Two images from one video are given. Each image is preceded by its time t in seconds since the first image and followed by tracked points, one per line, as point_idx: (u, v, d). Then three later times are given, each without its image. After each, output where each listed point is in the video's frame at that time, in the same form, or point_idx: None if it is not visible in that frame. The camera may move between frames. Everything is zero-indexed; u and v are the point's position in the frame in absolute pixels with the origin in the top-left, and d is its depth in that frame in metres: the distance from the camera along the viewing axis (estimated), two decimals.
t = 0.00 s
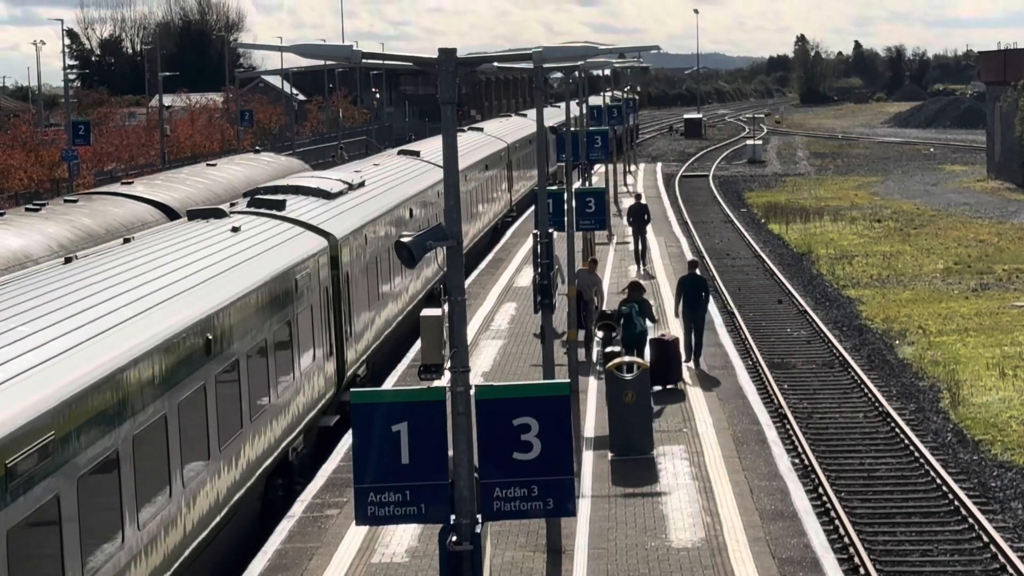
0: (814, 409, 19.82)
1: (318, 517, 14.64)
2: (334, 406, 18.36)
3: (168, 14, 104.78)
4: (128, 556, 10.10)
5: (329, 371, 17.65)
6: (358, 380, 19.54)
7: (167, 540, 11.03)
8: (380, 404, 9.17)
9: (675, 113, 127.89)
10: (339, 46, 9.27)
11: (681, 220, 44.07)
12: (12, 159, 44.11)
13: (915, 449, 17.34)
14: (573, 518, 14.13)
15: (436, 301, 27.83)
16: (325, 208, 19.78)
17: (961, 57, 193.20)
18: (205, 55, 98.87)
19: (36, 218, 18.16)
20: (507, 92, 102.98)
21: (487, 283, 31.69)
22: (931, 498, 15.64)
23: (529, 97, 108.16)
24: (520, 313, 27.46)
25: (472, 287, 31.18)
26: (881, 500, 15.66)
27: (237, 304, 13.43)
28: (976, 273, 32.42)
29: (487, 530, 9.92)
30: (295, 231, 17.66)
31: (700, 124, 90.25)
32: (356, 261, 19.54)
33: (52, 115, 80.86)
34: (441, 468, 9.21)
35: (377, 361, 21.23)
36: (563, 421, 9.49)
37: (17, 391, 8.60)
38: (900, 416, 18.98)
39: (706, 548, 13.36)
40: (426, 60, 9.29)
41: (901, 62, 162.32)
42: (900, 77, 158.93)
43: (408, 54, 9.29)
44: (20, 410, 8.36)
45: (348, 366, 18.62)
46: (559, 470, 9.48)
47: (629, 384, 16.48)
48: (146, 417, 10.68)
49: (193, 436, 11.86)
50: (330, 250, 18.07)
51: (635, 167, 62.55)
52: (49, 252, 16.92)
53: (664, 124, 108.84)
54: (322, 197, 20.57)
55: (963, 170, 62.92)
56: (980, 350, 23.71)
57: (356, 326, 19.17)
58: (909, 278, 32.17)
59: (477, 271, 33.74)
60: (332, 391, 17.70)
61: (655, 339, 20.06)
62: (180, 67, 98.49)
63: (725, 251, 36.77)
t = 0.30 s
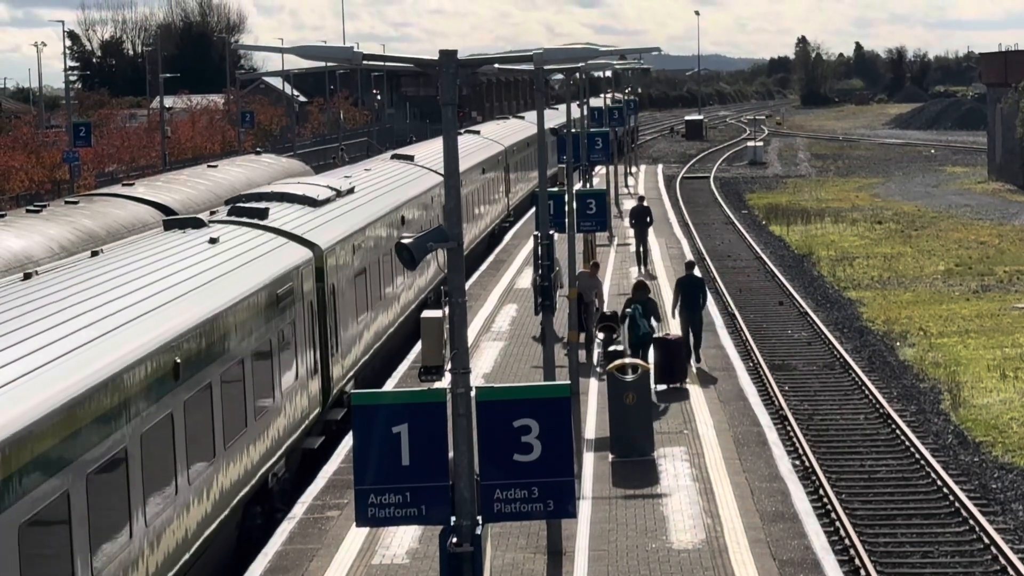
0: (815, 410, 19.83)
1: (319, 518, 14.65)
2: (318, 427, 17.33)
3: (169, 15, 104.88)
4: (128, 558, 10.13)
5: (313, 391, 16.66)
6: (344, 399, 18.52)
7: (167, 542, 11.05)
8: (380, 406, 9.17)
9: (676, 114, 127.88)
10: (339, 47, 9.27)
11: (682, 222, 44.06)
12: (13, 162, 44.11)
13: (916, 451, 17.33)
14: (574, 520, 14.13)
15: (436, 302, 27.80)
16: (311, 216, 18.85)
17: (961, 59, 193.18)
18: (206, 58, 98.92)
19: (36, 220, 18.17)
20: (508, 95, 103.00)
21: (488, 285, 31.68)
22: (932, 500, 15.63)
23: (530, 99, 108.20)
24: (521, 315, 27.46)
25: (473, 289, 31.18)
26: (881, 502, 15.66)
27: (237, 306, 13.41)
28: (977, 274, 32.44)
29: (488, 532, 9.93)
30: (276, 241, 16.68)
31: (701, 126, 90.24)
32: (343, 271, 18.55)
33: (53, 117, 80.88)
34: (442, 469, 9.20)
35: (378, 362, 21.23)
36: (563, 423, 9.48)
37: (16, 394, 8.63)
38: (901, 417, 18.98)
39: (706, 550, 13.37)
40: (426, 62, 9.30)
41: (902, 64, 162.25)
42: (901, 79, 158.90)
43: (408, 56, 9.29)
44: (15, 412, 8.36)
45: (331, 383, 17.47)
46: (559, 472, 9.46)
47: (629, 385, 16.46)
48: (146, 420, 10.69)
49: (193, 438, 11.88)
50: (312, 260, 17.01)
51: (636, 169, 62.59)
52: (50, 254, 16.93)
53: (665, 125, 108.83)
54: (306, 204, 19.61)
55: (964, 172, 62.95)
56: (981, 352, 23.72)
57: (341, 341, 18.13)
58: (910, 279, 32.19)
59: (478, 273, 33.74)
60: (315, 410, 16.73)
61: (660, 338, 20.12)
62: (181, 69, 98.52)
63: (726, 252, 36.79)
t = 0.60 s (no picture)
0: (815, 410, 19.83)
1: (319, 519, 14.64)
2: (300, 448, 16.43)
3: (169, 16, 104.93)
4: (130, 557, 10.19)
5: (295, 409, 15.70)
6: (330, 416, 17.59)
7: (166, 542, 11.07)
8: (380, 406, 9.16)
9: (676, 114, 127.93)
10: (339, 48, 9.27)
11: (682, 222, 44.05)
12: (13, 162, 44.10)
13: (916, 451, 17.33)
14: (574, 521, 14.13)
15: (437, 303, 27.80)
16: (298, 224, 17.93)
17: (961, 60, 193.25)
18: (206, 58, 98.95)
19: (36, 220, 18.16)
20: (508, 95, 103.02)
21: (488, 286, 31.67)
22: (932, 501, 15.62)
23: (530, 100, 108.23)
24: (521, 316, 27.44)
25: (473, 290, 31.18)
26: (882, 502, 15.66)
27: (237, 307, 13.41)
28: (977, 274, 32.45)
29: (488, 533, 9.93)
30: (257, 252, 15.72)
31: (701, 126, 90.27)
32: (330, 283, 17.58)
33: (53, 118, 80.89)
34: (443, 470, 9.20)
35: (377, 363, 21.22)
36: (562, 423, 9.48)
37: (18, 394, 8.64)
38: (901, 418, 18.98)
39: (706, 550, 13.38)
40: (427, 62, 9.29)
41: (903, 64, 162.26)
42: (902, 79, 158.90)
43: (408, 56, 9.28)
44: (14, 414, 8.33)
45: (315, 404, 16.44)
46: (559, 473, 9.46)
47: (629, 386, 16.48)
48: (147, 419, 10.72)
49: (193, 439, 11.89)
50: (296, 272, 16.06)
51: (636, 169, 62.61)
52: (51, 254, 16.92)
53: (665, 126, 108.89)
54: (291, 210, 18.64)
55: (964, 172, 62.96)
56: (981, 352, 23.73)
57: (332, 351, 17.38)
58: (910, 279, 32.21)
59: (478, 273, 33.73)
60: (304, 425, 15.98)
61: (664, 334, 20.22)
62: (182, 70, 98.53)
63: (726, 253, 36.79)
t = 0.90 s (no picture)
0: (815, 409, 19.83)
1: (319, 518, 14.63)
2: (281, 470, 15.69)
3: (169, 15, 104.88)
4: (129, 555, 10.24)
5: (273, 430, 14.79)
6: (313, 433, 16.78)
7: (164, 542, 11.07)
8: (381, 406, 9.16)
9: (676, 113, 127.88)
10: (339, 46, 9.27)
11: (682, 221, 44.03)
12: (13, 161, 44.08)
13: (916, 450, 17.33)
14: (575, 520, 14.13)
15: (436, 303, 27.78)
16: (281, 230, 17.27)
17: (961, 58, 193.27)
18: (206, 58, 98.96)
19: (36, 219, 18.16)
20: (508, 94, 103.00)
21: (488, 285, 31.66)
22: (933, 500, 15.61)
23: (530, 99, 108.23)
24: (521, 315, 27.42)
25: (473, 288, 31.17)
26: (882, 501, 15.66)
27: (234, 307, 13.45)
28: (977, 273, 32.44)
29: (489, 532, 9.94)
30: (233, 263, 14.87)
31: (701, 125, 90.23)
32: (313, 294, 16.79)
33: (53, 117, 80.85)
34: (444, 468, 9.20)
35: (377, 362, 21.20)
36: (562, 422, 9.48)
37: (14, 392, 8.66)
38: (902, 417, 18.97)
39: (706, 548, 13.38)
40: (427, 61, 9.29)
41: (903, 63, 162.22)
42: (902, 78, 158.87)
43: (408, 54, 9.27)
44: (8, 415, 8.32)
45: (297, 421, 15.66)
46: (559, 471, 9.47)
47: (629, 384, 16.50)
48: (146, 418, 10.76)
49: (190, 438, 11.90)
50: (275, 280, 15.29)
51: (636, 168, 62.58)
52: (51, 253, 16.92)
53: (665, 124, 108.90)
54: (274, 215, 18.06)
55: (964, 171, 62.93)
56: (981, 351, 23.72)
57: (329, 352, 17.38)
58: (909, 278, 32.20)
59: (478, 272, 33.71)
60: (304, 425, 15.98)
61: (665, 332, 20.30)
62: (182, 69, 98.49)
63: (727, 252, 36.78)
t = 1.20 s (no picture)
0: (814, 407, 19.82)
1: (318, 516, 14.62)
2: (259, 493, 15.19)
3: (169, 12, 104.75)
4: (125, 553, 10.30)
5: (250, 452, 14.19)
6: (295, 452, 16.40)
7: (157, 544, 11.11)
8: (380, 403, 9.16)
9: (675, 111, 127.82)
10: (338, 43, 9.27)
11: (682, 219, 43.98)
12: (12, 158, 44.05)
13: (916, 448, 17.32)
14: (575, 517, 14.12)
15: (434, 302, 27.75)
16: (261, 238, 16.87)
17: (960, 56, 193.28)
18: (205, 56, 98.89)
19: (35, 217, 18.13)
20: (507, 91, 102.92)
21: (487, 282, 31.66)
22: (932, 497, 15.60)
23: (529, 97, 108.18)
24: (519, 313, 27.39)
25: (472, 286, 31.14)
26: (881, 499, 15.65)
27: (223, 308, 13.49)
28: (976, 271, 32.41)
29: (488, 530, 9.92)
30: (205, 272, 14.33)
31: (700, 122, 90.17)
32: (295, 301, 16.53)
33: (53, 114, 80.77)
34: (444, 465, 9.19)
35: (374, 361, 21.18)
36: (561, 420, 9.48)
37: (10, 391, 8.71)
38: (901, 414, 18.96)
39: (705, 546, 13.38)
40: (427, 57, 9.27)
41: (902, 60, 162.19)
42: (901, 75, 158.84)
43: (408, 52, 9.27)
44: (5, 414, 8.34)
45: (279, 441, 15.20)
46: (559, 468, 9.46)
47: (628, 381, 16.49)
48: (141, 417, 10.84)
49: (182, 440, 11.93)
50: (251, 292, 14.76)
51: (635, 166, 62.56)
52: (50, 251, 16.90)
53: (664, 122, 108.89)
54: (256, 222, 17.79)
55: (964, 168, 62.92)
56: (981, 349, 23.71)
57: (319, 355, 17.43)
58: (909, 276, 32.17)
59: (478, 270, 33.69)
60: (296, 428, 16.02)
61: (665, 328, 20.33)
62: (181, 66, 98.38)
63: (726, 249, 36.76)
